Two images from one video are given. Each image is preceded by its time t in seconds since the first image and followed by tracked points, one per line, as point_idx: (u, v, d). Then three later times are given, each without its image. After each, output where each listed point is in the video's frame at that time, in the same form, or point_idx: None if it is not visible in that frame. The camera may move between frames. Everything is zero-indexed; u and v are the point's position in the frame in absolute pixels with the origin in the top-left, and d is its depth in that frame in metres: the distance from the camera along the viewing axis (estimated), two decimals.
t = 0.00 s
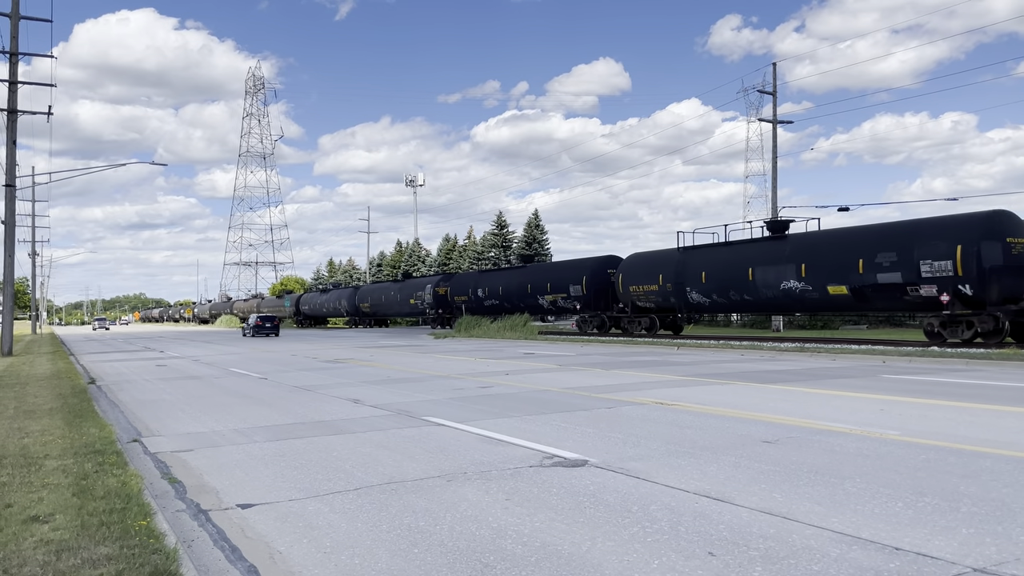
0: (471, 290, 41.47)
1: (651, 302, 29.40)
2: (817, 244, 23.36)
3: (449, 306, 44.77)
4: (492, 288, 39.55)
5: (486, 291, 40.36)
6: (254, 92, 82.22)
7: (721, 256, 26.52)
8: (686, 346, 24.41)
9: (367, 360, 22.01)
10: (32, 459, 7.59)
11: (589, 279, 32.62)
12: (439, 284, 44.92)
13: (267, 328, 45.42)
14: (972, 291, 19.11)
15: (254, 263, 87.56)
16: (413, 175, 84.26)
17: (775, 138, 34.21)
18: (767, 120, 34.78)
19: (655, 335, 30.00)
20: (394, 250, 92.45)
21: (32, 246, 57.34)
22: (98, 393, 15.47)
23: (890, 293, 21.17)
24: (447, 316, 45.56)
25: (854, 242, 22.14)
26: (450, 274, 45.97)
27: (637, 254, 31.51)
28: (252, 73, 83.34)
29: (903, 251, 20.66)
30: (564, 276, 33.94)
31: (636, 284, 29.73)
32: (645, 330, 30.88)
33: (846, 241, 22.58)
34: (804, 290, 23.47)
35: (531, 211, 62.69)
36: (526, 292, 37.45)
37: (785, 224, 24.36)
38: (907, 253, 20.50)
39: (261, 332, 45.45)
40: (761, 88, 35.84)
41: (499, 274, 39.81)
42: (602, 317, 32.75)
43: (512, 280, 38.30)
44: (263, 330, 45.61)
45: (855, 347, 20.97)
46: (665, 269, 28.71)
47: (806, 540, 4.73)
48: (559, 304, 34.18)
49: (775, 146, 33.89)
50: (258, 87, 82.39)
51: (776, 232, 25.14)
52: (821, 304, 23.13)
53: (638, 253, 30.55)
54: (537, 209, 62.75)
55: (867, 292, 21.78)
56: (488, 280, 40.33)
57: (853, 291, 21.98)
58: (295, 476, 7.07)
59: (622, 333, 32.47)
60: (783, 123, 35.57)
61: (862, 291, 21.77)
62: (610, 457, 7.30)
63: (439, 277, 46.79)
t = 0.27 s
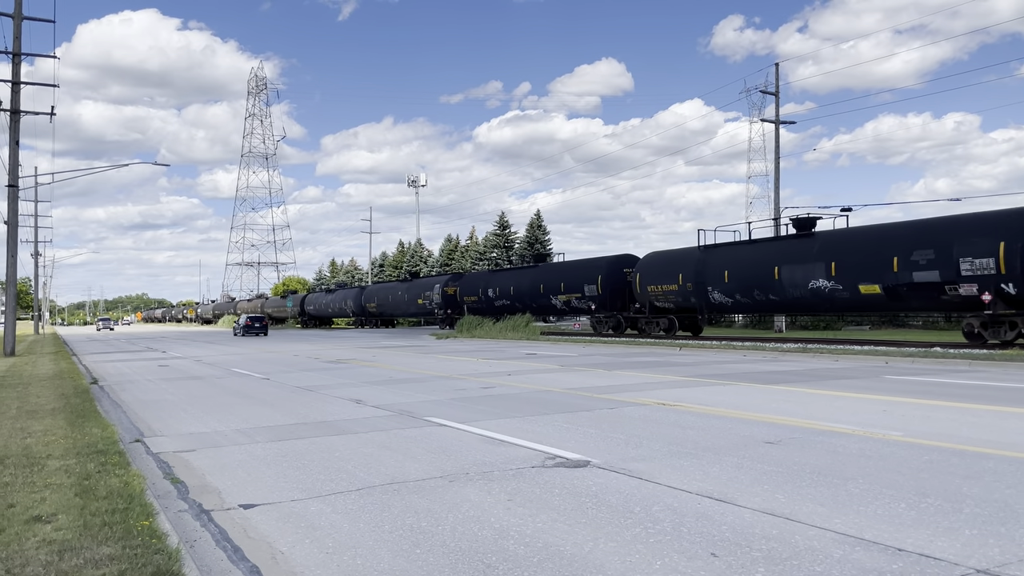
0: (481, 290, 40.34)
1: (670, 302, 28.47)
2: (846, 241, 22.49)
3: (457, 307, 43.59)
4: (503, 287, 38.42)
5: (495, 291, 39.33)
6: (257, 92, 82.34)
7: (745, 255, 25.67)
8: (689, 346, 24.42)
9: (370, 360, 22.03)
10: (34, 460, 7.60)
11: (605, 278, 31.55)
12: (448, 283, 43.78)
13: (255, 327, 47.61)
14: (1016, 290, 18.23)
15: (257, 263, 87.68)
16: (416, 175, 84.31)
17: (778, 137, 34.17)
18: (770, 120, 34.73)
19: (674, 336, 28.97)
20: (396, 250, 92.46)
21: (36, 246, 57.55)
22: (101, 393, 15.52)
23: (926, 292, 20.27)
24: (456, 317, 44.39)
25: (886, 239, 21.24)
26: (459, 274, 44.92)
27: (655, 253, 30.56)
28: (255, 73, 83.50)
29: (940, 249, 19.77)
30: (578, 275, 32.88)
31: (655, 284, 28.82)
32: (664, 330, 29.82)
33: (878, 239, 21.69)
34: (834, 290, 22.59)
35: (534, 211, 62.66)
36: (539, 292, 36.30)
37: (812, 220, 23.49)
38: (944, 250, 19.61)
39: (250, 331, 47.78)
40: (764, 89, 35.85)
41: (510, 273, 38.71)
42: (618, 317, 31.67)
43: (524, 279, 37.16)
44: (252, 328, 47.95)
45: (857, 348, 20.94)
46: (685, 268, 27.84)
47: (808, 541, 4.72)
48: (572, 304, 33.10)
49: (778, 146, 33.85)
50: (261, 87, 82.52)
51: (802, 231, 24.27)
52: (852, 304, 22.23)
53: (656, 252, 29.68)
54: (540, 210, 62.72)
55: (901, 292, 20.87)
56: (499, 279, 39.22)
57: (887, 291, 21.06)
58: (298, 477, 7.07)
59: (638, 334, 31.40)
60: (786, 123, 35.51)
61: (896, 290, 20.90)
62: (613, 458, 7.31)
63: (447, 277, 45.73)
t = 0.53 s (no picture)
0: (492, 290, 39.54)
1: (690, 302, 27.67)
2: (878, 239, 21.82)
3: (467, 307, 42.75)
4: (515, 287, 37.65)
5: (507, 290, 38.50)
6: (259, 93, 82.43)
7: (770, 253, 24.93)
8: (691, 346, 24.43)
9: (372, 360, 22.06)
10: (37, 460, 7.62)
11: (621, 277, 30.78)
12: (457, 283, 42.99)
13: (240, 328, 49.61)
14: None
15: (259, 263, 87.67)
16: (418, 175, 84.35)
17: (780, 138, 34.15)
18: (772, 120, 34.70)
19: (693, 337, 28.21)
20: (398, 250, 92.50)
21: (38, 246, 57.65)
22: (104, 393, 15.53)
23: (965, 292, 19.57)
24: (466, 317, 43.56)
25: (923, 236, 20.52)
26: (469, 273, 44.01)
27: (672, 252, 29.82)
28: (257, 74, 83.64)
29: (981, 247, 19.05)
30: (593, 275, 32.14)
31: (673, 284, 28.03)
32: (683, 331, 29.00)
33: (912, 236, 20.97)
34: (865, 289, 21.87)
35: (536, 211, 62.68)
36: (552, 292, 35.52)
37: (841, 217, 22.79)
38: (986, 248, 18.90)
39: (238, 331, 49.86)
40: (766, 90, 35.87)
41: (522, 273, 37.97)
42: (635, 317, 30.87)
43: (536, 279, 36.39)
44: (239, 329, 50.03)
45: (859, 348, 20.92)
46: (706, 267, 27.08)
47: (811, 541, 4.72)
48: (587, 304, 32.34)
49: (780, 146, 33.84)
50: (263, 88, 82.58)
51: (829, 228, 23.58)
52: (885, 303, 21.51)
53: (674, 250, 28.93)
54: (542, 210, 62.75)
55: (938, 291, 20.15)
56: (510, 279, 38.45)
57: (922, 290, 20.35)
58: (300, 477, 7.08)
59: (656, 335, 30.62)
60: (788, 123, 35.49)
61: (932, 289, 20.19)
62: (615, 458, 7.31)
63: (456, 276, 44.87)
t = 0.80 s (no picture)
0: (503, 289, 38.72)
1: (711, 302, 26.76)
2: (912, 236, 21.03)
3: (476, 307, 41.84)
4: (526, 287, 36.81)
5: (517, 290, 37.64)
6: (262, 93, 82.52)
7: (796, 250, 24.11)
8: (693, 346, 24.44)
9: (374, 361, 22.08)
10: (40, 459, 7.62)
11: (638, 277, 29.91)
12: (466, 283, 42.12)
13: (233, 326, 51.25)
14: None
15: (261, 264, 87.43)
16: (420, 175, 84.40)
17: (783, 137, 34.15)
18: (774, 121, 34.71)
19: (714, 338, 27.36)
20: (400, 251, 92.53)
21: (41, 247, 57.74)
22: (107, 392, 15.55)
23: (1008, 291, 18.80)
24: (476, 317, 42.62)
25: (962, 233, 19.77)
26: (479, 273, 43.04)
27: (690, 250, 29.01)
28: (260, 74, 83.76)
29: None
30: (608, 274, 31.29)
31: (693, 283, 27.10)
32: (703, 332, 28.10)
33: (950, 233, 20.21)
34: (900, 288, 21.09)
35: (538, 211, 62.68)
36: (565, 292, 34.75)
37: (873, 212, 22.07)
38: None
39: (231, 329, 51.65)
40: (768, 90, 35.85)
41: (533, 272, 37.15)
42: (652, 317, 29.97)
43: (549, 278, 35.53)
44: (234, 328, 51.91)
45: (861, 348, 20.94)
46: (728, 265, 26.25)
47: (813, 541, 4.72)
48: (602, 304, 31.54)
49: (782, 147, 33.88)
50: (266, 88, 82.68)
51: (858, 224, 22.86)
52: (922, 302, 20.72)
53: (694, 248, 28.15)
54: (544, 210, 62.75)
55: (978, 290, 19.39)
56: (522, 278, 37.63)
57: (961, 289, 19.59)
58: (302, 477, 7.09)
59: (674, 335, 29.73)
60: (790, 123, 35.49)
61: (973, 289, 19.42)
62: (617, 458, 7.32)
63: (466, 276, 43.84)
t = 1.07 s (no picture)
0: (514, 288, 38.17)
1: (734, 301, 26.17)
2: (948, 233, 20.38)
3: (486, 307, 41.07)
4: (539, 286, 36.24)
5: (529, 290, 36.99)
6: (264, 93, 82.57)
7: (826, 248, 23.41)
8: (694, 346, 24.43)
9: (376, 361, 22.10)
10: (42, 459, 7.62)
11: (656, 276, 29.32)
12: (476, 282, 41.33)
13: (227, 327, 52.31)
14: None
15: (263, 263, 87.16)
16: (422, 176, 84.44)
17: (785, 137, 34.15)
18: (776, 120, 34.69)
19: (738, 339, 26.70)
20: (402, 251, 92.54)
21: (43, 247, 57.85)
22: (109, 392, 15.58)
23: None
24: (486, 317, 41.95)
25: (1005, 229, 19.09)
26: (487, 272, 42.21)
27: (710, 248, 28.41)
28: (262, 74, 83.83)
29: None
30: (624, 274, 30.74)
31: (715, 282, 26.51)
32: (725, 332, 27.50)
33: (990, 229, 19.53)
34: (936, 286, 20.41)
35: (540, 212, 62.69)
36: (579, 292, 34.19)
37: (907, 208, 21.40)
38: None
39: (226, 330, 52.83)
40: (769, 90, 35.90)
41: (546, 271, 36.63)
42: (670, 317, 29.37)
43: (562, 277, 34.99)
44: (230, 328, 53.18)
45: (863, 349, 20.90)
46: (753, 263, 25.55)
47: (815, 541, 4.71)
48: (619, 304, 30.96)
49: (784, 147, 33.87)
50: (268, 88, 82.70)
51: (890, 221, 22.21)
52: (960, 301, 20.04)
53: (715, 246, 27.50)
54: (546, 210, 62.76)
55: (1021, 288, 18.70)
56: (533, 278, 37.08)
57: (1003, 287, 18.91)
58: (304, 477, 7.09)
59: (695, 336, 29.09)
60: (792, 123, 35.49)
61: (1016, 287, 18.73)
62: (619, 458, 7.32)
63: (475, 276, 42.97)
